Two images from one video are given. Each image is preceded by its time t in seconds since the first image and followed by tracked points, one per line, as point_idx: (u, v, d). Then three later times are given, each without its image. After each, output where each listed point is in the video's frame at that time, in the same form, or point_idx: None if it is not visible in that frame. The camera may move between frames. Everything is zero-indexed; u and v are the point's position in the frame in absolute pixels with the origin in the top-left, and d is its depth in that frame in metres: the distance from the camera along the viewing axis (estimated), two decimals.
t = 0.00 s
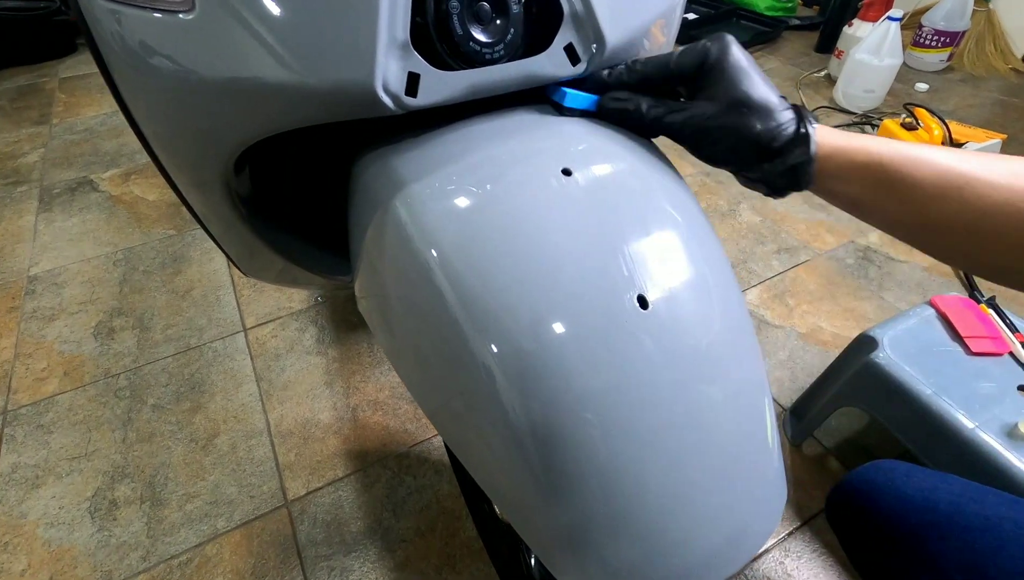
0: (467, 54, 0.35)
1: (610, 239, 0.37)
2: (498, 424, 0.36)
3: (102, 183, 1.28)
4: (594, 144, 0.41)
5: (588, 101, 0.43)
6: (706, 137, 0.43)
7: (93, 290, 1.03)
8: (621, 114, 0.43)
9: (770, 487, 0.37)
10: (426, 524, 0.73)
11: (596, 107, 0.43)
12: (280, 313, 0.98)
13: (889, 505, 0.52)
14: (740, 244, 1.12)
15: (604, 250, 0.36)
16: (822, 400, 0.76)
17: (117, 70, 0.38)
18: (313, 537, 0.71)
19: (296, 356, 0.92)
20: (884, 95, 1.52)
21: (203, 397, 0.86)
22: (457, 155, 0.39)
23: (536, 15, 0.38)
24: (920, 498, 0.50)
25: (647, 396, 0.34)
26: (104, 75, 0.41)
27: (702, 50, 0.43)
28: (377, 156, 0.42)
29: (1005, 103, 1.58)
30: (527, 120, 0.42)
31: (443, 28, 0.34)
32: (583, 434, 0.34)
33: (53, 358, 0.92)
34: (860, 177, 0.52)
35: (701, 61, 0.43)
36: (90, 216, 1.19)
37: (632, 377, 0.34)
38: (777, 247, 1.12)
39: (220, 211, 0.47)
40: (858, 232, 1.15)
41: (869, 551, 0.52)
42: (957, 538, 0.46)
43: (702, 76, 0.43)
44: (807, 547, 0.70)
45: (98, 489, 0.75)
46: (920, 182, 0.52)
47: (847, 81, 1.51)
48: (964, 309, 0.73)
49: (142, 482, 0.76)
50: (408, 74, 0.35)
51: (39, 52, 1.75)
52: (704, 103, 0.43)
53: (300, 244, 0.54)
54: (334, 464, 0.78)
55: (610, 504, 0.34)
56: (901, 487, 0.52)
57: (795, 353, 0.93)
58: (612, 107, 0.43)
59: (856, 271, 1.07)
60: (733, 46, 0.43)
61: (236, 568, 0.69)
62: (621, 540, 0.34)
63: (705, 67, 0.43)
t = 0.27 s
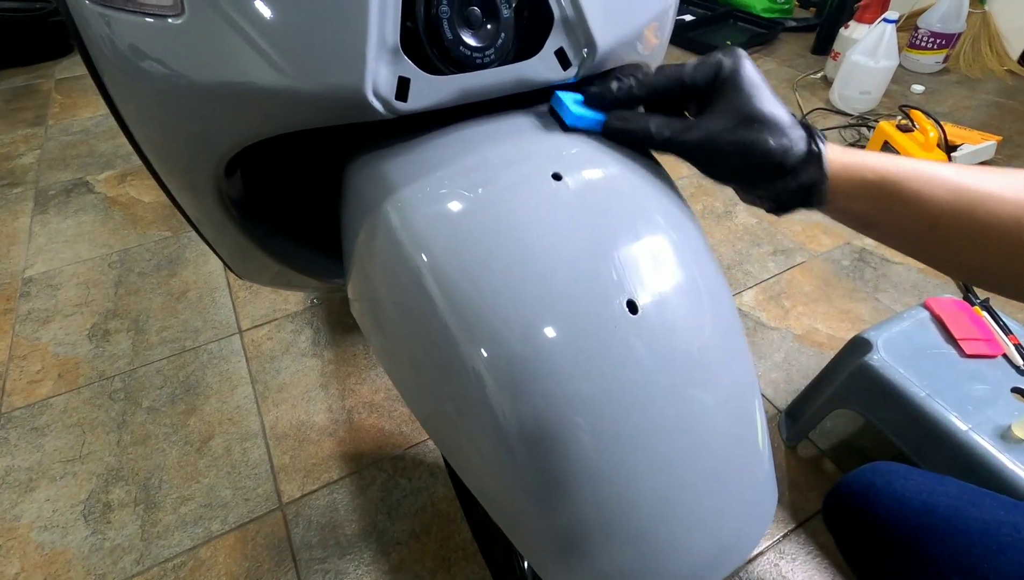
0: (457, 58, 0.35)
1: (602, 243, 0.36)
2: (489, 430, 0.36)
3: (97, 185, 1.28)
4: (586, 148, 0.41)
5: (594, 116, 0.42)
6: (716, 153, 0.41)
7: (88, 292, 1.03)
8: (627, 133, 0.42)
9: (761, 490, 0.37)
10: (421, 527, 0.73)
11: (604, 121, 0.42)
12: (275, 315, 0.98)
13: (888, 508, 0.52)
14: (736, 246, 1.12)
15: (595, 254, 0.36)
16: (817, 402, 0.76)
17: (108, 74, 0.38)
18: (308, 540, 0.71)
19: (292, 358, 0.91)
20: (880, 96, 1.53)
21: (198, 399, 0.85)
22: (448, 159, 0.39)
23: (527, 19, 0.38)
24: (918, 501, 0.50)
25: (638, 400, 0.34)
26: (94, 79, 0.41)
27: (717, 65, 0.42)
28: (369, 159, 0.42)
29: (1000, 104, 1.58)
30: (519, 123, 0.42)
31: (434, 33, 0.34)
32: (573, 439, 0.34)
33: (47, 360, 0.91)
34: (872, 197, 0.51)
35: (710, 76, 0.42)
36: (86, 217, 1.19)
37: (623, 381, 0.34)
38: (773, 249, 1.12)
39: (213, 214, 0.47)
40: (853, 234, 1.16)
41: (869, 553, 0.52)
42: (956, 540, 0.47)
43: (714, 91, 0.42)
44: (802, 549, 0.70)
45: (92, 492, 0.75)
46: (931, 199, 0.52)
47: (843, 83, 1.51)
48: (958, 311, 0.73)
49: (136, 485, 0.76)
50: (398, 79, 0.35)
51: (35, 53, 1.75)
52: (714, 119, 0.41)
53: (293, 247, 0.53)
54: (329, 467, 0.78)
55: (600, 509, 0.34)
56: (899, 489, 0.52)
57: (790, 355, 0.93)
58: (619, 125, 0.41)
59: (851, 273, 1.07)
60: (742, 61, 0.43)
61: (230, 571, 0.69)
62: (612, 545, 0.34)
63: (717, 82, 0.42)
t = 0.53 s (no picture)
0: (433, 58, 0.35)
1: (582, 245, 0.36)
2: (467, 434, 0.36)
3: (89, 186, 1.27)
4: (567, 149, 0.40)
5: (675, 304, 0.35)
6: (810, 344, 0.36)
7: (79, 293, 1.02)
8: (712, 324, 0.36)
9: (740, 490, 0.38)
10: (410, 528, 0.72)
11: (688, 308, 0.36)
12: (267, 317, 0.98)
13: (876, 508, 0.55)
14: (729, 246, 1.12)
15: (575, 257, 0.36)
16: (807, 402, 0.76)
17: (85, 76, 0.38)
18: (297, 541, 0.71)
19: (283, 359, 0.91)
20: (873, 96, 1.53)
21: (188, 401, 0.85)
22: (428, 160, 0.39)
23: (506, 19, 0.38)
24: (904, 500, 0.54)
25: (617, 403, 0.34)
26: (72, 82, 0.41)
27: (839, 241, 0.33)
28: (349, 160, 0.42)
29: (994, 104, 1.59)
30: (499, 125, 0.41)
31: (409, 33, 0.34)
32: (552, 443, 0.34)
33: (37, 362, 0.91)
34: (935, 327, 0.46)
35: (826, 255, 0.33)
36: (77, 218, 1.19)
37: (602, 384, 0.34)
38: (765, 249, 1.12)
39: (195, 215, 0.47)
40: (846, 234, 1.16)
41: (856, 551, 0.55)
42: (941, 540, 0.50)
43: (824, 272, 0.34)
44: (792, 548, 0.70)
45: (81, 495, 0.75)
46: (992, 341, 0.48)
47: (837, 82, 1.52)
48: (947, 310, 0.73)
49: (125, 487, 0.76)
50: (373, 79, 0.35)
51: (28, 54, 1.74)
52: (817, 308, 0.35)
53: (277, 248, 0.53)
54: (318, 468, 0.78)
55: (578, 512, 0.34)
56: (885, 491, 0.55)
57: (782, 355, 0.93)
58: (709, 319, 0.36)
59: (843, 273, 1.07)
60: (855, 232, 0.34)
61: (219, 574, 0.69)
62: (590, 549, 0.34)
63: (831, 265, 0.34)
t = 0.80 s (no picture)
0: (412, 48, 0.35)
1: (564, 237, 0.37)
2: (449, 426, 0.36)
3: (84, 183, 1.27)
4: (550, 140, 0.41)
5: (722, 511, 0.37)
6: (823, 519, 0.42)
7: (72, 290, 1.02)
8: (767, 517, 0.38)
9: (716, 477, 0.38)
10: (401, 523, 0.73)
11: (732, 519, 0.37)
12: (260, 313, 0.98)
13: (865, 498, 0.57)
14: (722, 244, 1.12)
15: (557, 248, 0.36)
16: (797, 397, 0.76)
17: (71, 71, 0.38)
18: (287, 536, 0.71)
19: (275, 355, 0.91)
20: (868, 94, 1.53)
21: (180, 397, 0.85)
22: (411, 151, 0.39)
23: (488, 10, 0.37)
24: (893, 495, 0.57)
25: (597, 394, 0.34)
26: (58, 79, 0.41)
27: (872, 445, 0.40)
28: (332, 150, 0.42)
29: (988, 103, 1.59)
30: (482, 115, 0.42)
31: (388, 23, 0.34)
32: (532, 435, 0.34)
33: (30, 358, 0.91)
34: (922, 410, 0.54)
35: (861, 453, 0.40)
36: (71, 215, 1.19)
37: (582, 376, 0.34)
38: (758, 246, 1.12)
39: (182, 209, 0.47)
40: (839, 231, 1.16)
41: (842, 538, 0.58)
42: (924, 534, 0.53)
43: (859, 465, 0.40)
44: (781, 543, 0.70)
45: (72, 490, 0.75)
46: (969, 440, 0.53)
47: (831, 81, 1.52)
48: (936, 306, 0.73)
49: (116, 482, 0.76)
50: (352, 69, 0.35)
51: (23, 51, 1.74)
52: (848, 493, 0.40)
53: (264, 241, 0.53)
54: (309, 464, 0.78)
55: (558, 502, 0.35)
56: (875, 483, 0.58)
57: (774, 351, 0.93)
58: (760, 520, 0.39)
59: (836, 270, 1.07)
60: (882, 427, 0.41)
61: (208, 568, 0.69)
62: (569, 537, 0.35)
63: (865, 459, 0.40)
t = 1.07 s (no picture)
0: (400, 34, 0.36)
1: (553, 225, 0.37)
2: (439, 415, 0.36)
3: (82, 178, 1.28)
4: (541, 129, 0.41)
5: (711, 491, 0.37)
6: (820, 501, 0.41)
7: (70, 283, 1.03)
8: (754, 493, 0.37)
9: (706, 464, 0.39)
10: (396, 514, 0.73)
11: (724, 492, 0.37)
12: (257, 307, 0.98)
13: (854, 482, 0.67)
14: (718, 239, 1.13)
15: (547, 236, 0.37)
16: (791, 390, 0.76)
17: (67, 60, 0.39)
18: (283, 527, 0.72)
19: (272, 349, 0.92)
20: (866, 91, 1.53)
21: (177, 389, 0.86)
22: (402, 139, 0.39)
23: None
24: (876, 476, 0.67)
25: (585, 380, 0.35)
26: (56, 72, 0.42)
27: (859, 420, 0.39)
28: (323, 139, 0.43)
29: (986, 100, 1.59)
30: (473, 104, 0.42)
31: (376, 9, 0.35)
32: (522, 421, 0.34)
33: (28, 350, 0.92)
34: (905, 400, 0.60)
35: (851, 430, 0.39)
36: (70, 210, 1.19)
37: (571, 362, 0.35)
38: (755, 242, 1.12)
39: (176, 198, 0.47)
40: (835, 227, 1.16)
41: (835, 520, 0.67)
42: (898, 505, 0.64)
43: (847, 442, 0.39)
44: (774, 534, 0.71)
45: (69, 481, 0.76)
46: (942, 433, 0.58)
47: (829, 77, 1.52)
48: (929, 299, 0.74)
49: (113, 473, 0.76)
50: (341, 55, 0.35)
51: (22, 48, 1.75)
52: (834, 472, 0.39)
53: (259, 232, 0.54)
54: (305, 456, 0.78)
55: (547, 487, 0.35)
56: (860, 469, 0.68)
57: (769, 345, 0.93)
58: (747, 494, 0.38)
59: (832, 265, 1.08)
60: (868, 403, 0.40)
61: (205, 558, 0.69)
62: (559, 522, 0.36)
63: (854, 436, 0.39)
